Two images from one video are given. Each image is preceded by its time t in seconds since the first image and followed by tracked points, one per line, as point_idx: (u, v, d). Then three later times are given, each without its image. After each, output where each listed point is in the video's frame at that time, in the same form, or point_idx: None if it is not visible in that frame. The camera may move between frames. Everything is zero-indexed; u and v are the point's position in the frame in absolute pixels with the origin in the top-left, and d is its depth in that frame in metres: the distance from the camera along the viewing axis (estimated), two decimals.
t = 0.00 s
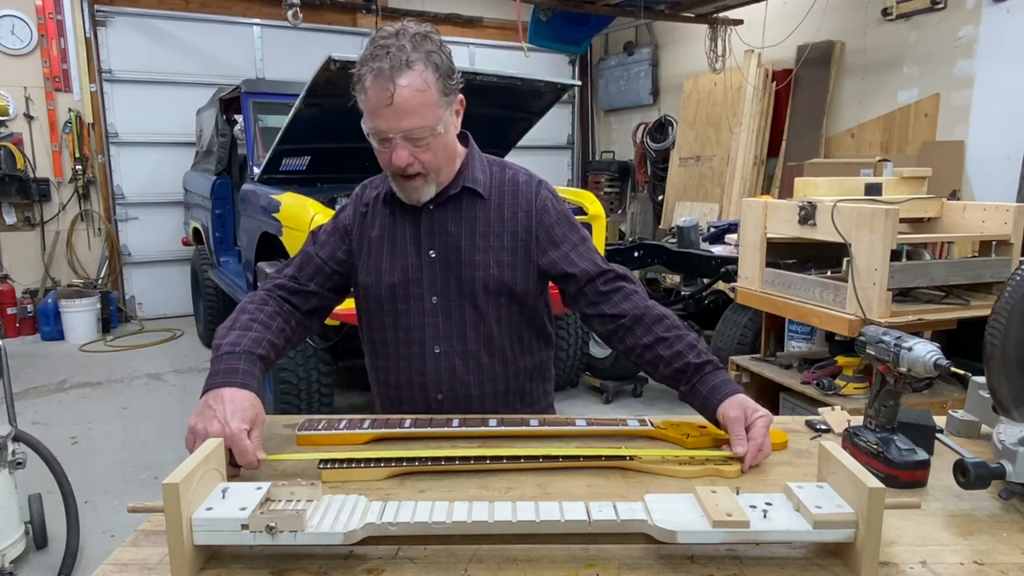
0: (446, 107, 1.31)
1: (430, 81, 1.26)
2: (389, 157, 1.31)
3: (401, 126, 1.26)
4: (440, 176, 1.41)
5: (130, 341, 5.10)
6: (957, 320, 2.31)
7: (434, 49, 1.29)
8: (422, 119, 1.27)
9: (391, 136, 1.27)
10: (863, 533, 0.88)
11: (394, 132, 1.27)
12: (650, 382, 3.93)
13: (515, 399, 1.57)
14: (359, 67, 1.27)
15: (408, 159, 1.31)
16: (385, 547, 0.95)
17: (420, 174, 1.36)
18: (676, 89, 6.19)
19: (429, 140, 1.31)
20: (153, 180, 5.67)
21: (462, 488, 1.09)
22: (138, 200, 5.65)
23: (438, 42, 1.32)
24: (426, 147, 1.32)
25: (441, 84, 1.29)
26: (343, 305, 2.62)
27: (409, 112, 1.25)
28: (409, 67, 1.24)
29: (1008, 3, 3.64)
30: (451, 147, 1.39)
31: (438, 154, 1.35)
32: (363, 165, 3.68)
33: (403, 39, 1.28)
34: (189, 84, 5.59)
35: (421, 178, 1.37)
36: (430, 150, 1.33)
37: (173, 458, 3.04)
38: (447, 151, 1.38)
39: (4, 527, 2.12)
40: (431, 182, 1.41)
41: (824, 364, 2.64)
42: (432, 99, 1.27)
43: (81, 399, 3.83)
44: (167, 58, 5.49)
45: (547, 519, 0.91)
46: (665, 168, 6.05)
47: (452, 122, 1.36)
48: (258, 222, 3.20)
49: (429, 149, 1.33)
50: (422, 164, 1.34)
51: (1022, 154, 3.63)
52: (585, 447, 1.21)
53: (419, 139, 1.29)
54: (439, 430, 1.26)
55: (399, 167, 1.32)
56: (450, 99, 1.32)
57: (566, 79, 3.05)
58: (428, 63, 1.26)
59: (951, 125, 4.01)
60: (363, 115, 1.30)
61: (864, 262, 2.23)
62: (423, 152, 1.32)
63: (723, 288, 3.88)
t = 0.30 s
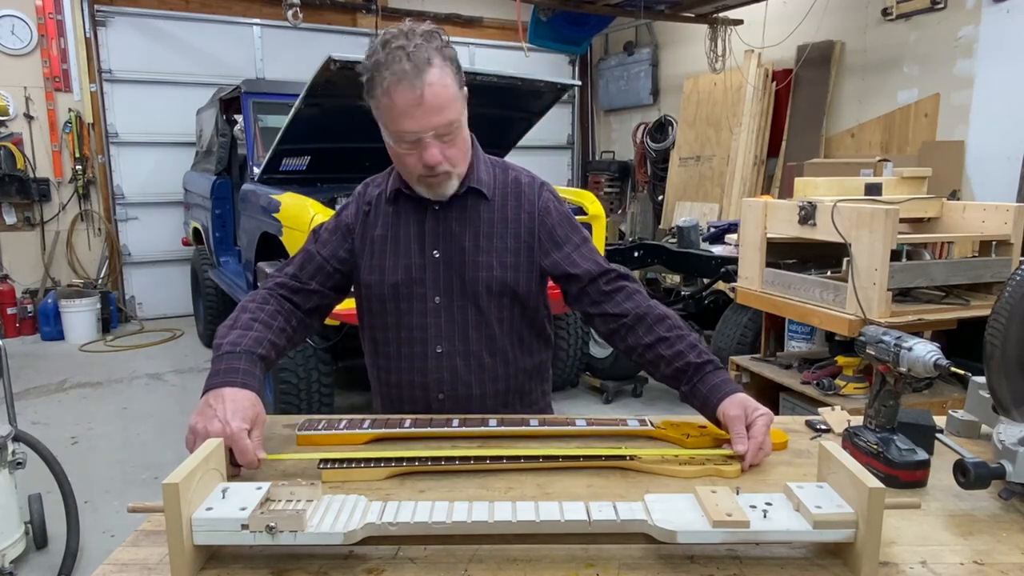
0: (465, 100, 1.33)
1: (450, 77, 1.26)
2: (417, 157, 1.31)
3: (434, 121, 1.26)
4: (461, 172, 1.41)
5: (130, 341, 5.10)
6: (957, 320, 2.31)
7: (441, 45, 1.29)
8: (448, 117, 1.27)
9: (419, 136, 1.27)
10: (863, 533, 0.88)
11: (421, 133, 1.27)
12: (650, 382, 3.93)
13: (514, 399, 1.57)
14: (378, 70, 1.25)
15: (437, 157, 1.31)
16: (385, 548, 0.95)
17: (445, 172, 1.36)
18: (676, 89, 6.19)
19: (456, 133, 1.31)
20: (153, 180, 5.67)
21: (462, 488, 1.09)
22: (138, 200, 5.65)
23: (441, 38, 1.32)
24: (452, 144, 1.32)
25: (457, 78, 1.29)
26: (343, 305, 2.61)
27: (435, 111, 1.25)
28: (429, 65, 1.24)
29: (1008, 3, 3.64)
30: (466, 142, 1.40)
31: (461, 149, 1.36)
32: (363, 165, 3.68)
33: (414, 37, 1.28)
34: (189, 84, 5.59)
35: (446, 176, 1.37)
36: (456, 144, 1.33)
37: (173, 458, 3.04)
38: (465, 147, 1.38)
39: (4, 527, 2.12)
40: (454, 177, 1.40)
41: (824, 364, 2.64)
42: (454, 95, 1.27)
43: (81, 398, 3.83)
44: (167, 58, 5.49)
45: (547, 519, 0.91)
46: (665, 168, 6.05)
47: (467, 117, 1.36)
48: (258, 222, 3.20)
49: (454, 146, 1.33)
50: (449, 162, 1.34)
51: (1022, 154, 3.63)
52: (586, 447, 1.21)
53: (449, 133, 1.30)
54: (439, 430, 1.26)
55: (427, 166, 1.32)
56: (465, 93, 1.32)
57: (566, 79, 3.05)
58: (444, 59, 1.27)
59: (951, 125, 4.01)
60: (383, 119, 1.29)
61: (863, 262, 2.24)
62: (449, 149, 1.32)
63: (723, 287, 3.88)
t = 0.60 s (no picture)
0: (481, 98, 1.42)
1: (473, 78, 1.34)
2: (455, 156, 1.36)
3: (476, 117, 1.33)
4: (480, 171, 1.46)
5: (130, 341, 5.10)
6: (957, 320, 2.31)
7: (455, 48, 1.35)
8: (479, 114, 1.34)
9: (460, 134, 1.33)
10: (863, 533, 0.88)
11: (459, 131, 1.32)
12: (650, 382, 3.93)
13: (521, 392, 1.59)
14: (412, 77, 1.30)
15: (475, 153, 1.37)
16: (385, 547, 0.95)
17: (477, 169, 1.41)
18: (676, 89, 6.19)
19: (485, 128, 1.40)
20: (153, 180, 5.67)
21: (462, 488, 1.09)
22: (138, 200, 5.65)
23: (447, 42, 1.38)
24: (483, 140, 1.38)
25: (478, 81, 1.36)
26: (342, 305, 2.61)
27: (467, 110, 1.32)
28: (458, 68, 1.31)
29: (1008, 3, 3.64)
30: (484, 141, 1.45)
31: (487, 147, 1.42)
32: (364, 165, 3.68)
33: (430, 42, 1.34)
34: (188, 84, 5.58)
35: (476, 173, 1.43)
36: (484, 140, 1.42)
37: (173, 458, 3.04)
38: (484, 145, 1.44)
39: (4, 527, 2.12)
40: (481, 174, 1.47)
41: (824, 364, 2.64)
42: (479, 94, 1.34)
43: (81, 399, 3.83)
44: (167, 58, 5.49)
45: (546, 519, 0.91)
46: (665, 168, 6.05)
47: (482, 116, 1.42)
48: (258, 222, 3.20)
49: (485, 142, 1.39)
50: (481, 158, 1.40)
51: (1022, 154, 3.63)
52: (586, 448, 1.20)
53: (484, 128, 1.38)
54: (439, 430, 1.26)
55: (464, 164, 1.38)
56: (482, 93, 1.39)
57: (566, 79, 3.05)
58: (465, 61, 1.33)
59: (951, 124, 4.01)
60: (420, 123, 1.33)
61: (863, 262, 2.24)
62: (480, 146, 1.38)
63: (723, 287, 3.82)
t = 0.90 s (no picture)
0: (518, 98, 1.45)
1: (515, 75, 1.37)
2: (492, 146, 1.37)
3: (517, 109, 1.36)
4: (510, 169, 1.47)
5: (130, 341, 5.10)
6: (957, 320, 2.31)
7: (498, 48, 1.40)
8: (518, 109, 1.36)
9: (501, 123, 1.35)
10: (863, 533, 0.88)
11: (498, 121, 1.35)
12: (651, 382, 3.93)
13: (535, 388, 1.59)
14: (460, 65, 1.34)
15: (514, 145, 1.39)
16: (385, 548, 0.95)
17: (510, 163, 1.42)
18: (676, 89, 6.19)
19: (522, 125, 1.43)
20: (153, 180, 5.67)
21: (462, 488, 1.09)
22: (138, 200, 5.65)
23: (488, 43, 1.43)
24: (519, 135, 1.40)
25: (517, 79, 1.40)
26: (342, 305, 2.61)
27: (506, 102, 1.34)
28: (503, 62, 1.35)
29: (1008, 3, 3.64)
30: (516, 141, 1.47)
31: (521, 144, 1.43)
32: (364, 165, 3.68)
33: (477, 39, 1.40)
34: (188, 84, 5.58)
35: (509, 168, 1.43)
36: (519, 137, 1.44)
37: (173, 458, 3.04)
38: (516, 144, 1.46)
39: (4, 527, 2.12)
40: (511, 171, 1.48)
41: (824, 364, 2.64)
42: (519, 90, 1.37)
43: (81, 399, 3.83)
44: (167, 58, 5.49)
45: (547, 519, 0.91)
46: (665, 168, 6.05)
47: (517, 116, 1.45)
48: (258, 222, 3.20)
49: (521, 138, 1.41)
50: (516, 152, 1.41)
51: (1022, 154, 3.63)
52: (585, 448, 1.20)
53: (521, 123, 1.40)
54: (439, 430, 1.26)
55: (501, 156, 1.39)
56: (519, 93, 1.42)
57: (566, 79, 3.05)
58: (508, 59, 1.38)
59: (951, 124, 4.01)
60: (463, 111, 1.35)
61: (863, 262, 2.24)
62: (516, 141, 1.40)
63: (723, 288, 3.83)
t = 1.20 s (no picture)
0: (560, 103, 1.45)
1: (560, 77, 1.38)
2: (533, 143, 1.38)
3: (559, 108, 1.37)
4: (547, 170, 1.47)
5: (130, 341, 5.10)
6: (957, 320, 2.31)
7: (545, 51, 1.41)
8: (561, 109, 1.37)
9: (543, 122, 1.35)
10: (863, 533, 0.88)
11: (541, 119, 1.35)
12: (651, 382, 3.93)
13: (557, 387, 1.57)
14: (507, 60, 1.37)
15: (555, 143, 1.39)
16: (385, 548, 0.95)
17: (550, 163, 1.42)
18: (676, 89, 6.19)
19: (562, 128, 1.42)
20: (153, 180, 5.67)
21: (462, 488, 1.09)
22: (138, 200, 5.64)
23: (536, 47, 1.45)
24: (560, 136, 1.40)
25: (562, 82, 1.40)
26: (343, 305, 2.61)
27: (549, 101, 1.35)
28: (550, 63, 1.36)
29: (1008, 3, 3.64)
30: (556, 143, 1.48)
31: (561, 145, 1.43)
32: (364, 165, 3.68)
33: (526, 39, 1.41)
34: (188, 84, 5.59)
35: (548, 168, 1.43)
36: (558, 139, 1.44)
37: (173, 458, 3.04)
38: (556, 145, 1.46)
39: (4, 527, 2.12)
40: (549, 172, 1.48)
41: (824, 364, 2.64)
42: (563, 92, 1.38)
43: (81, 399, 3.83)
44: (167, 58, 5.49)
45: (547, 519, 0.91)
46: (665, 168, 6.05)
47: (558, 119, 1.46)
48: (258, 222, 3.20)
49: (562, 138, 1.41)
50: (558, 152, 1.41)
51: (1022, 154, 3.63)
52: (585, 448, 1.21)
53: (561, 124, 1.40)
54: (440, 430, 1.26)
55: (541, 154, 1.39)
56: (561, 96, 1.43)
57: (566, 79, 3.05)
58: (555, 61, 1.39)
59: (951, 124, 4.01)
60: (508, 107, 1.36)
61: (863, 262, 2.24)
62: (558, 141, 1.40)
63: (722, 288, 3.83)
